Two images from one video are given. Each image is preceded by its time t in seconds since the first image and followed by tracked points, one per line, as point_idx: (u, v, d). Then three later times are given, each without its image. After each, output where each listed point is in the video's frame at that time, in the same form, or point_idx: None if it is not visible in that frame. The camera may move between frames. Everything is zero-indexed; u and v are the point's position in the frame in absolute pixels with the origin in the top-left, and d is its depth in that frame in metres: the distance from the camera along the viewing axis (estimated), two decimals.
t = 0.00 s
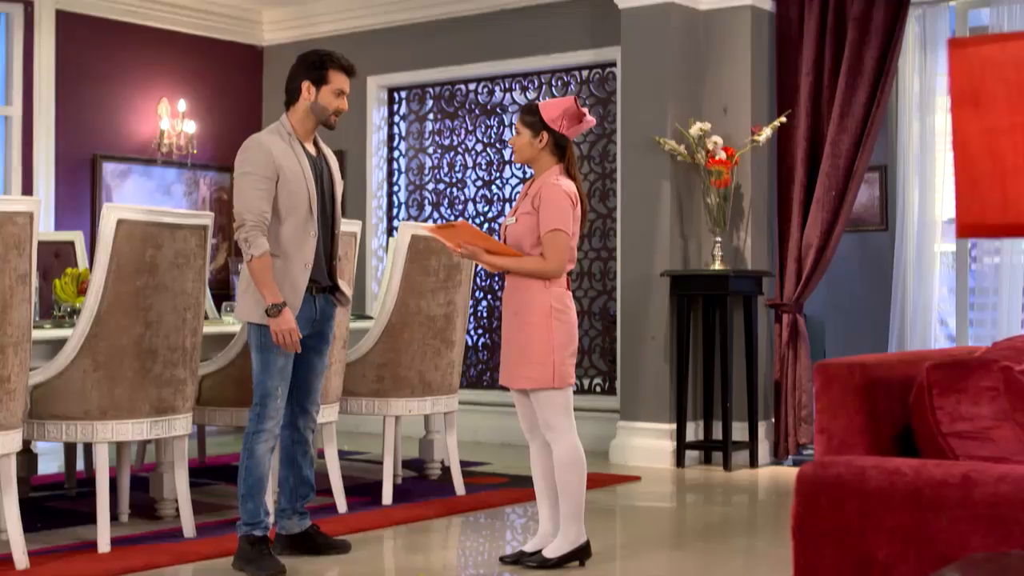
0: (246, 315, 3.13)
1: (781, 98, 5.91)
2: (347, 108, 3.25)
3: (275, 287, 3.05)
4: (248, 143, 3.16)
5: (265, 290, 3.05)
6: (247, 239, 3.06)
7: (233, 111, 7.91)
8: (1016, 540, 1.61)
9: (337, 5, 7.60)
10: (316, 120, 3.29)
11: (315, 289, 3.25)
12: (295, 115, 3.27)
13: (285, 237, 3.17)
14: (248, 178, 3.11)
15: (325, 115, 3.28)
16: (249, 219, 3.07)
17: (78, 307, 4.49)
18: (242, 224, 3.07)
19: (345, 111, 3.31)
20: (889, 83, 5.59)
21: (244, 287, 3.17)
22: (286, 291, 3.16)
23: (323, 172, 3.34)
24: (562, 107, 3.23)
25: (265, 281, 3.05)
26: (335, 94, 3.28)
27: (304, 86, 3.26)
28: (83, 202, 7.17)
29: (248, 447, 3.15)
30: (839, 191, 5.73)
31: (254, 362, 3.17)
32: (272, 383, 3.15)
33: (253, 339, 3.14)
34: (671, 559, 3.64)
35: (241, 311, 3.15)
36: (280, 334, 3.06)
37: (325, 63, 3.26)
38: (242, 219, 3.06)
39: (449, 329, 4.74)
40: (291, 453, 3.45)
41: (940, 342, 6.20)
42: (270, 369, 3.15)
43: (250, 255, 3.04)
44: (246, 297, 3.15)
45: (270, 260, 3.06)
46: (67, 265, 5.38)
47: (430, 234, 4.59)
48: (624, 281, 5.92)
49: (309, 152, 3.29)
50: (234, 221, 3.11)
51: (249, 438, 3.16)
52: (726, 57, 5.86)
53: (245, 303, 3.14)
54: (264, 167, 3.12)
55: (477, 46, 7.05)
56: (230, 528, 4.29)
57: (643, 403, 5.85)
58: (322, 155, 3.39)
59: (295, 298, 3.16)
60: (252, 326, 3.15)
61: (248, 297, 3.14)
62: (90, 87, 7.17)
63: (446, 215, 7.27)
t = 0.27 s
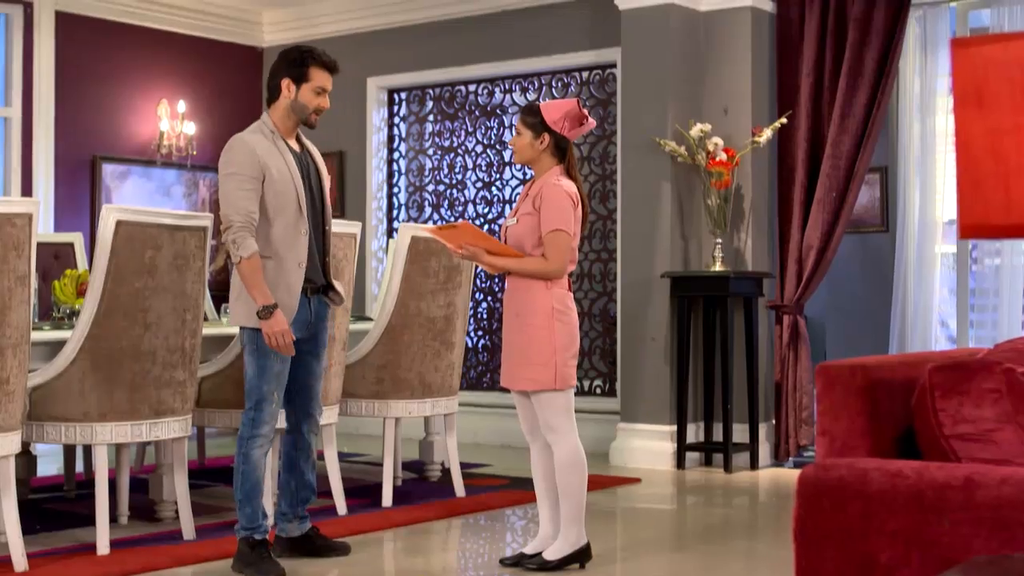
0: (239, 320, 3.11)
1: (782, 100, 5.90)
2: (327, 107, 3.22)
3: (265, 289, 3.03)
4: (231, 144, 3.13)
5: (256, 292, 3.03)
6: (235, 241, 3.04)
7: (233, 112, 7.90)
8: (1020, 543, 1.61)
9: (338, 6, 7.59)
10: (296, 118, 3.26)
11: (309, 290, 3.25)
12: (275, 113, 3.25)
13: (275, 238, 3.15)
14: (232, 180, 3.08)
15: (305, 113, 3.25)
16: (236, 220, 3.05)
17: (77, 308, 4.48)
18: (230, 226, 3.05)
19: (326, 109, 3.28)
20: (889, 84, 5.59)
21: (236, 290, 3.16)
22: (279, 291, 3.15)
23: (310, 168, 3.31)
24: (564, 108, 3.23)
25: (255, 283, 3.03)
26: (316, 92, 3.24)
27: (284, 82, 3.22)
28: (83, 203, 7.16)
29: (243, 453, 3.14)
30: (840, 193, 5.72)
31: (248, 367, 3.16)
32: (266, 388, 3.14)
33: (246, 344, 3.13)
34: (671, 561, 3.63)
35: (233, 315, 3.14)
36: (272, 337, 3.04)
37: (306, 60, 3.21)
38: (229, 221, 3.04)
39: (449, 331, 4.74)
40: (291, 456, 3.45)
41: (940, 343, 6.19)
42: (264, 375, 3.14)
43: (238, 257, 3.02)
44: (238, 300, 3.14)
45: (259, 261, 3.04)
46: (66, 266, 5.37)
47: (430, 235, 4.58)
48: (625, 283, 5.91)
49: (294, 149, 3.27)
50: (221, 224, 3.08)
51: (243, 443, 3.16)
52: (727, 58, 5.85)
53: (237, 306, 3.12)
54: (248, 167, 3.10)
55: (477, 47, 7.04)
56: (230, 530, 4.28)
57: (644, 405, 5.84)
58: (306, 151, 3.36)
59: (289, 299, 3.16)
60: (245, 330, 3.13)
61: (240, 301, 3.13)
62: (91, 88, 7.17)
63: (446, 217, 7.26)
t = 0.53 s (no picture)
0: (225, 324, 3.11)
1: (782, 101, 5.89)
2: (312, 103, 3.18)
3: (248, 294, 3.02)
4: (219, 146, 3.12)
5: (238, 298, 3.02)
6: (220, 245, 3.04)
7: (233, 113, 7.89)
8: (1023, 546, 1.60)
9: (338, 7, 7.59)
10: (283, 116, 3.23)
11: (299, 290, 3.23)
12: (261, 112, 3.23)
13: (263, 241, 3.13)
14: (218, 183, 3.07)
15: (291, 110, 3.22)
16: (222, 224, 3.04)
17: (76, 310, 4.47)
18: (215, 229, 3.04)
19: (312, 106, 3.24)
20: (889, 86, 5.58)
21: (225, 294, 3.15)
22: (266, 294, 3.13)
23: (303, 169, 3.29)
24: (566, 110, 3.23)
25: (238, 288, 3.02)
26: (301, 90, 3.21)
27: (269, 81, 3.20)
28: (82, 205, 7.16)
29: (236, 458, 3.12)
30: (840, 194, 5.71)
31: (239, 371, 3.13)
32: (258, 392, 3.10)
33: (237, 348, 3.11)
34: (671, 564, 3.62)
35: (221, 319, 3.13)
36: (253, 345, 3.02)
37: (290, 57, 3.19)
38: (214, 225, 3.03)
39: (449, 332, 4.73)
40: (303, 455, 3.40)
41: (940, 345, 6.19)
42: (255, 378, 3.10)
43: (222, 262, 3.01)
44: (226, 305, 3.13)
45: (244, 266, 3.03)
46: (65, 268, 5.36)
47: (429, 237, 4.57)
48: (624, 284, 5.90)
49: (284, 149, 3.24)
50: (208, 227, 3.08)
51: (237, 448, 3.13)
52: (727, 60, 5.84)
53: (224, 310, 3.12)
54: (234, 169, 3.08)
55: (477, 48, 7.03)
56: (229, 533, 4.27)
57: (644, 407, 5.83)
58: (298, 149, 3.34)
59: (277, 302, 3.13)
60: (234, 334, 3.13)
61: (227, 305, 3.12)
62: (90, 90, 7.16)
63: (446, 219, 7.26)
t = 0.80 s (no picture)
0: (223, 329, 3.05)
1: (782, 101, 5.88)
2: (313, 104, 3.04)
3: (241, 299, 2.94)
4: (217, 146, 3.05)
5: (232, 303, 2.95)
6: (216, 248, 2.97)
7: (231, 114, 7.88)
8: None
9: (337, 8, 7.58)
10: (285, 116, 3.10)
11: (298, 292, 3.10)
12: (264, 111, 3.11)
13: (261, 244, 3.04)
14: (214, 185, 3.00)
15: (294, 110, 3.09)
16: (216, 227, 2.97)
17: (74, 311, 4.46)
18: (210, 233, 2.97)
19: (315, 105, 3.10)
20: (889, 86, 5.58)
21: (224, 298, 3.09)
22: (263, 299, 3.03)
23: (307, 169, 3.19)
24: (568, 111, 3.24)
25: (231, 292, 2.95)
26: (304, 89, 3.08)
27: (271, 80, 3.08)
28: (81, 206, 7.15)
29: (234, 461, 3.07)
30: (840, 195, 5.71)
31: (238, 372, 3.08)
32: (254, 395, 3.04)
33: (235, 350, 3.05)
34: (671, 565, 3.62)
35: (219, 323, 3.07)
36: (244, 351, 2.95)
37: (293, 56, 3.06)
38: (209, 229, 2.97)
39: (448, 333, 4.72)
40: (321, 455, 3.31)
41: (940, 346, 6.18)
42: (251, 381, 3.04)
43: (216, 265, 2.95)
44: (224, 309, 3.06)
45: (238, 270, 2.95)
46: (63, 269, 5.35)
47: (428, 238, 4.55)
48: (624, 286, 5.89)
49: (286, 149, 3.14)
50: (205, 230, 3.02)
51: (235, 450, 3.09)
52: (727, 60, 5.84)
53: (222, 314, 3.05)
54: (231, 171, 3.01)
55: (476, 49, 7.03)
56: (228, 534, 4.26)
57: (643, 408, 5.83)
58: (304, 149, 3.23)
59: (273, 307, 3.03)
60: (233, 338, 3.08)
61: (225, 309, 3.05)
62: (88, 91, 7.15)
63: (445, 219, 7.25)
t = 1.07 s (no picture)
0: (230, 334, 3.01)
1: (777, 104, 5.88)
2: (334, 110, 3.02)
3: (249, 303, 2.91)
4: (232, 149, 3.02)
5: (241, 308, 2.91)
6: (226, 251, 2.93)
7: (225, 117, 7.87)
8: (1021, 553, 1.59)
9: (331, 11, 7.58)
10: (304, 121, 3.07)
11: (307, 301, 3.04)
12: (284, 115, 3.08)
13: (271, 249, 3.00)
14: (227, 188, 2.96)
15: (314, 116, 3.06)
16: (228, 230, 2.93)
17: (67, 315, 4.44)
18: (221, 235, 2.94)
19: (336, 112, 3.08)
20: (884, 89, 5.58)
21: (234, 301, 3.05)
22: (272, 305, 2.99)
23: (324, 174, 3.14)
24: (565, 114, 3.26)
25: (240, 297, 2.91)
26: (325, 94, 3.05)
27: (292, 84, 3.05)
28: (74, 209, 7.13)
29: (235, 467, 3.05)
30: (834, 198, 5.71)
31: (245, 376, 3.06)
32: (256, 402, 3.01)
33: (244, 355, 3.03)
34: (665, 569, 3.61)
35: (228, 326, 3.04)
36: (251, 357, 2.92)
37: (315, 60, 3.04)
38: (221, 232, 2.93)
39: (442, 337, 4.72)
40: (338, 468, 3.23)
41: (934, 349, 6.19)
42: (255, 389, 3.00)
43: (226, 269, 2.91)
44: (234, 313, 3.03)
45: (248, 275, 2.92)
46: (57, 273, 5.33)
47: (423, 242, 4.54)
48: (618, 289, 5.88)
49: (302, 154, 3.10)
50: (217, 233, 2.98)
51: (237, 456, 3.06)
52: (721, 64, 5.83)
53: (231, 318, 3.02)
54: (245, 175, 2.97)
55: (470, 52, 7.02)
56: (221, 539, 4.24)
57: (637, 412, 5.82)
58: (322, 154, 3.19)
59: (282, 314, 2.99)
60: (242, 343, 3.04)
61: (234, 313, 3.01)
62: (83, 94, 7.13)
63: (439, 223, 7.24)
